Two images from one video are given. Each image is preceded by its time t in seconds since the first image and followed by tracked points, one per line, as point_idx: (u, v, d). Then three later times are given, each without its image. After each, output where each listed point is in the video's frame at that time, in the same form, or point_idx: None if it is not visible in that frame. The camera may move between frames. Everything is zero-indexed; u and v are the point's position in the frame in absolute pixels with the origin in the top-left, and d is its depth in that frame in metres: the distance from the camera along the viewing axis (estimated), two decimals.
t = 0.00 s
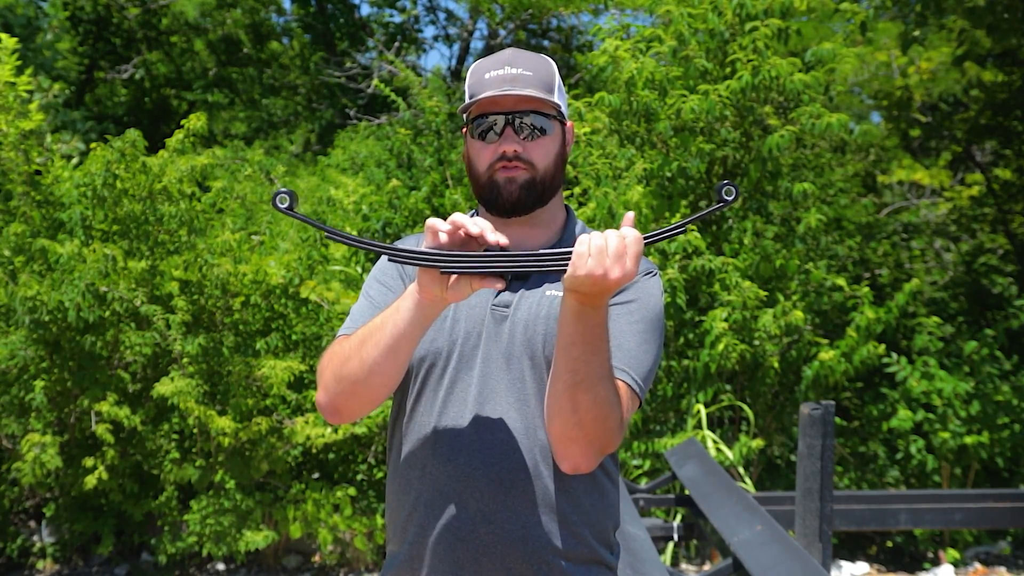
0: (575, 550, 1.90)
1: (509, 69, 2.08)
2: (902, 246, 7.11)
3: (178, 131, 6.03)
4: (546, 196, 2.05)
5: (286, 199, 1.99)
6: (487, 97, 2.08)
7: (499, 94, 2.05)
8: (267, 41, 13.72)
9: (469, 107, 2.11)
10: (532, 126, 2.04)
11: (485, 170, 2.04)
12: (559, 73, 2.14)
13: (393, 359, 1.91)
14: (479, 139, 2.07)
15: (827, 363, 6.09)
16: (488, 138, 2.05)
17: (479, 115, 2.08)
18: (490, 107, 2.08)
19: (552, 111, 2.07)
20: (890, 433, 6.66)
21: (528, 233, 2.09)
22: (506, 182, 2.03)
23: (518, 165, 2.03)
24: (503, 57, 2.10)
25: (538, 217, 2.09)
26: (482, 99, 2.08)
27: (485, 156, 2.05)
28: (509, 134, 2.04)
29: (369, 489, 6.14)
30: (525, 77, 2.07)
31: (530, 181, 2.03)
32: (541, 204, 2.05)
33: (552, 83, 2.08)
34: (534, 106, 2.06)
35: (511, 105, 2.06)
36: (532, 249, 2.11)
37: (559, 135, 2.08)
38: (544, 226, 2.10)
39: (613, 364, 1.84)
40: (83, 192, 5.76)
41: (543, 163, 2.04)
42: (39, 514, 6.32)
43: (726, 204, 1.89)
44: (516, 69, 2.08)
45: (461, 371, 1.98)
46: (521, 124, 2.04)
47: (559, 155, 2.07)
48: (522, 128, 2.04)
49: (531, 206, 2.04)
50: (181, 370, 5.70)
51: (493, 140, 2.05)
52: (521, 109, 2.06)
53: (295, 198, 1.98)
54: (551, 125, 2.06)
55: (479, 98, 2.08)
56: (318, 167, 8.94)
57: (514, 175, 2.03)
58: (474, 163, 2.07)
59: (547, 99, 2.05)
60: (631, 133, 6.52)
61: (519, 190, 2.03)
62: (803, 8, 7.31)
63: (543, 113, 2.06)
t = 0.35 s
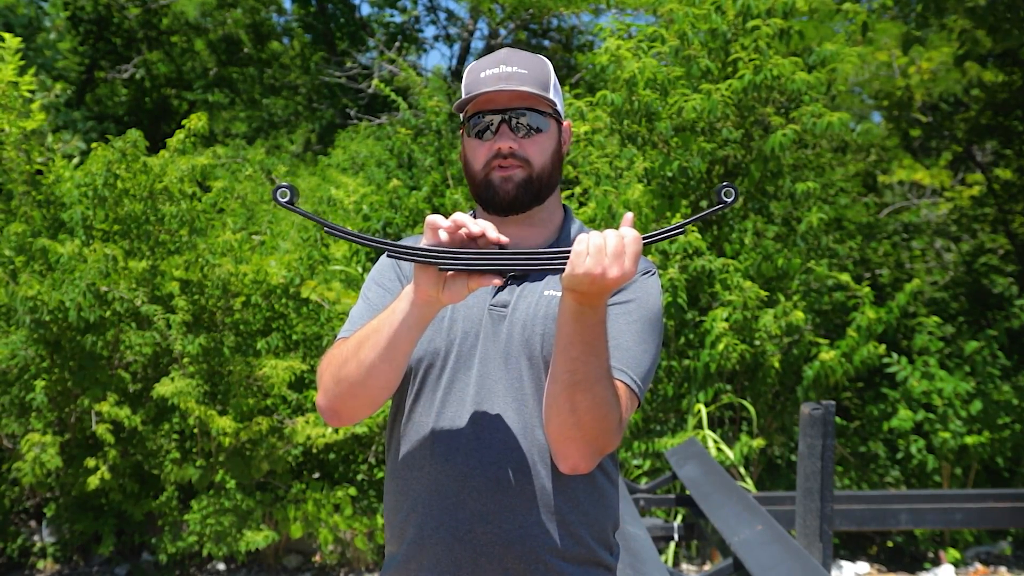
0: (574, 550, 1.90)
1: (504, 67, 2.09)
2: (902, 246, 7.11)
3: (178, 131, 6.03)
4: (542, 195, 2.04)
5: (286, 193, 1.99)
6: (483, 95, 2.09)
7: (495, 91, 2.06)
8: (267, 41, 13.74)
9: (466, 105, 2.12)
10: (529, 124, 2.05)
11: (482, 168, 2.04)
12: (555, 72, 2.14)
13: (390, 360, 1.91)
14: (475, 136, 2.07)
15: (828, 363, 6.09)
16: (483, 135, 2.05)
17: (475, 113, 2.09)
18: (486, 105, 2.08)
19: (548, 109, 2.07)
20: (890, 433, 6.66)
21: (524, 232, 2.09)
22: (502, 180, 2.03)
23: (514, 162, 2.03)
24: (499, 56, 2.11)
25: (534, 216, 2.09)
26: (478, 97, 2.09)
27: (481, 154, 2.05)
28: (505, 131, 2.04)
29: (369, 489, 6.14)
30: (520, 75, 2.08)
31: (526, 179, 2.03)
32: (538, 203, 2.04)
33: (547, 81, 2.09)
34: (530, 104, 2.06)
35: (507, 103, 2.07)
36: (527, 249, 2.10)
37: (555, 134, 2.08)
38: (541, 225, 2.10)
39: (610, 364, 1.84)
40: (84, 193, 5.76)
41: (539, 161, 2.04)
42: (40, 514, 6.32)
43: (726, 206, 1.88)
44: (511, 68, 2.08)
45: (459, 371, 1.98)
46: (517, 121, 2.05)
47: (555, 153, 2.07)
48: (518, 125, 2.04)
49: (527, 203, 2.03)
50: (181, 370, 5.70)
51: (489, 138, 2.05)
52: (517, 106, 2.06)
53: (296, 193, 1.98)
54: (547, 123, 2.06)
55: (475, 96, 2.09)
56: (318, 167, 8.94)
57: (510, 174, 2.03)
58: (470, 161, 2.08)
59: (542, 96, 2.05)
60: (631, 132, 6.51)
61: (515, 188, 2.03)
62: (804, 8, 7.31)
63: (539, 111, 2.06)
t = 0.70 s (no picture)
0: (577, 552, 1.91)
1: (503, 67, 2.09)
2: (902, 246, 7.11)
3: (178, 131, 6.02)
4: (542, 194, 2.04)
5: (287, 204, 1.99)
6: (481, 94, 2.09)
7: (495, 91, 2.06)
8: (267, 41, 13.74)
9: (465, 105, 2.12)
10: (528, 123, 2.05)
11: (481, 168, 2.04)
12: (554, 71, 2.14)
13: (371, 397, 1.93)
14: (475, 137, 2.07)
15: (827, 364, 6.09)
16: (483, 135, 2.06)
17: (474, 112, 2.09)
18: (485, 104, 2.08)
19: (546, 109, 2.07)
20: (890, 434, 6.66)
21: (524, 232, 2.09)
22: (502, 179, 2.03)
23: (514, 162, 2.03)
24: (498, 55, 2.11)
25: (534, 216, 2.09)
26: (477, 97, 2.09)
27: (480, 154, 2.05)
28: (504, 131, 2.04)
29: (369, 489, 6.14)
30: (520, 74, 2.08)
31: (526, 178, 2.03)
32: (537, 202, 2.04)
33: (546, 79, 2.09)
34: (528, 103, 2.06)
35: (505, 102, 2.07)
36: (527, 249, 2.10)
37: (553, 133, 2.08)
38: (541, 225, 2.10)
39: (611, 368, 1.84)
40: (84, 193, 5.76)
41: (538, 161, 2.04)
42: (40, 514, 6.32)
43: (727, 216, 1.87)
44: (510, 67, 2.09)
45: (458, 373, 1.98)
46: (516, 121, 2.05)
47: (554, 152, 2.07)
48: (517, 125, 2.05)
49: (527, 203, 2.03)
50: (181, 370, 5.71)
51: (487, 138, 2.05)
52: (516, 106, 2.06)
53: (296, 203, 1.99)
54: (546, 122, 2.07)
55: (474, 95, 2.09)
56: (318, 167, 8.94)
57: (509, 172, 2.03)
58: (468, 161, 2.08)
59: (541, 95, 2.05)
60: (631, 133, 6.52)
61: (515, 187, 2.03)
62: (804, 8, 7.32)
63: (537, 111, 2.06)
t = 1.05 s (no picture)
0: (579, 548, 1.91)
1: (497, 62, 2.13)
2: (903, 247, 7.11)
3: (179, 130, 6.01)
4: (531, 188, 2.04)
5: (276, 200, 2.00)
6: (475, 87, 2.12)
7: (488, 83, 2.10)
8: (267, 41, 13.72)
9: (459, 99, 2.15)
10: (519, 116, 2.05)
11: (472, 160, 2.04)
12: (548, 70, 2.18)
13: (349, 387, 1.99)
14: (467, 130, 2.07)
15: (827, 364, 6.09)
16: (475, 128, 2.06)
17: (467, 105, 2.12)
18: (478, 98, 2.11)
19: (539, 103, 2.09)
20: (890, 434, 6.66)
21: (515, 227, 2.10)
22: (493, 172, 2.03)
23: (505, 154, 2.03)
24: (493, 52, 2.16)
25: (526, 211, 2.09)
26: (470, 91, 2.12)
27: (472, 148, 2.05)
28: (496, 123, 2.04)
29: (369, 488, 6.14)
30: (513, 69, 2.11)
31: (516, 171, 2.03)
32: (527, 196, 2.03)
33: (540, 75, 2.12)
34: (521, 96, 2.08)
35: (498, 94, 2.10)
36: (520, 245, 2.11)
37: (546, 128, 2.08)
38: (532, 221, 2.10)
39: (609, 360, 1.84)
40: (86, 192, 5.75)
41: (529, 154, 2.03)
42: (40, 514, 6.32)
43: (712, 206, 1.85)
44: (503, 62, 2.12)
45: (456, 369, 1.98)
46: (508, 113, 2.05)
47: (545, 148, 2.06)
48: (508, 119, 2.05)
49: (518, 197, 2.02)
50: (181, 370, 5.72)
51: (479, 130, 2.06)
52: (509, 99, 2.08)
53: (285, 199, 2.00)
54: (538, 117, 2.07)
55: (468, 88, 2.13)
56: (318, 167, 8.95)
57: (500, 165, 2.03)
58: (460, 155, 2.08)
59: (534, 88, 2.07)
60: (631, 132, 6.52)
61: (505, 180, 2.02)
62: (804, 8, 7.32)
63: (530, 105, 2.07)
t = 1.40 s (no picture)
0: (584, 549, 1.98)
1: (483, 63, 2.11)
2: (903, 247, 7.11)
3: (180, 130, 6.00)
4: (520, 192, 2.08)
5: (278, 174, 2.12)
6: (462, 91, 2.11)
7: (475, 87, 2.08)
8: (267, 41, 13.69)
9: (444, 100, 2.13)
10: (507, 121, 2.07)
11: (461, 166, 2.07)
12: (534, 68, 2.17)
13: (339, 376, 1.96)
14: (455, 135, 2.08)
15: (828, 364, 6.09)
16: (463, 133, 2.07)
17: (453, 109, 2.11)
18: (465, 101, 2.10)
19: (527, 107, 2.10)
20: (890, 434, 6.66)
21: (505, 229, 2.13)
22: (482, 178, 2.06)
23: (494, 160, 2.05)
24: (477, 51, 2.13)
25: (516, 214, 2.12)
26: (456, 93, 2.11)
27: (460, 153, 2.07)
28: (485, 129, 2.06)
29: (370, 488, 6.15)
30: (499, 71, 2.10)
31: (505, 176, 2.06)
32: (517, 200, 2.07)
33: (527, 77, 2.11)
34: (508, 100, 2.08)
35: (486, 99, 2.09)
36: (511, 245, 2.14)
37: (533, 130, 2.11)
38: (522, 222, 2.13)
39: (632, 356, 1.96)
40: (87, 192, 5.73)
41: (518, 160, 2.07)
42: (40, 514, 6.33)
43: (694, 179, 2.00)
44: (490, 64, 2.11)
45: (456, 375, 2.01)
46: (496, 118, 2.07)
47: (533, 150, 2.09)
48: (497, 124, 2.06)
49: (507, 202, 2.06)
50: (181, 370, 5.72)
51: (467, 136, 2.07)
52: (496, 103, 2.08)
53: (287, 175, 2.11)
54: (526, 120, 2.09)
55: (454, 93, 2.11)
56: (318, 167, 8.95)
57: (489, 171, 2.06)
58: (448, 159, 2.09)
59: (522, 93, 2.07)
60: (632, 132, 6.52)
61: (494, 186, 2.05)
62: (804, 8, 7.32)
63: (518, 108, 2.08)
